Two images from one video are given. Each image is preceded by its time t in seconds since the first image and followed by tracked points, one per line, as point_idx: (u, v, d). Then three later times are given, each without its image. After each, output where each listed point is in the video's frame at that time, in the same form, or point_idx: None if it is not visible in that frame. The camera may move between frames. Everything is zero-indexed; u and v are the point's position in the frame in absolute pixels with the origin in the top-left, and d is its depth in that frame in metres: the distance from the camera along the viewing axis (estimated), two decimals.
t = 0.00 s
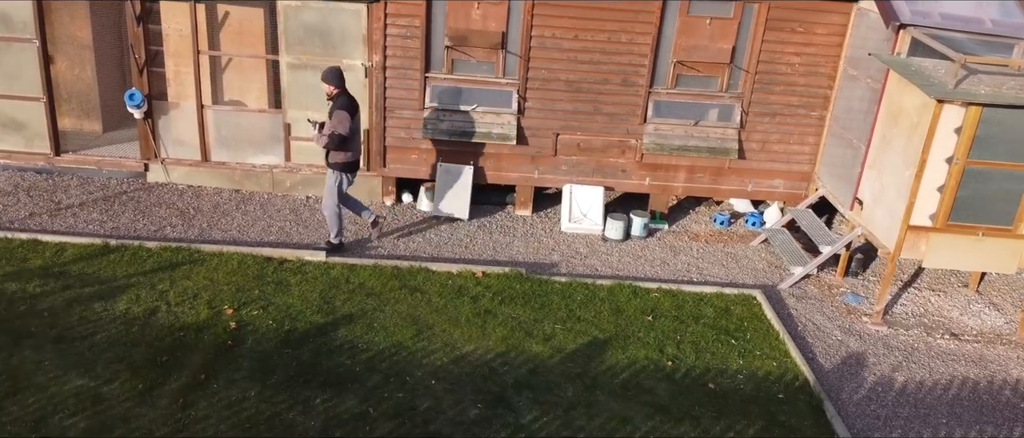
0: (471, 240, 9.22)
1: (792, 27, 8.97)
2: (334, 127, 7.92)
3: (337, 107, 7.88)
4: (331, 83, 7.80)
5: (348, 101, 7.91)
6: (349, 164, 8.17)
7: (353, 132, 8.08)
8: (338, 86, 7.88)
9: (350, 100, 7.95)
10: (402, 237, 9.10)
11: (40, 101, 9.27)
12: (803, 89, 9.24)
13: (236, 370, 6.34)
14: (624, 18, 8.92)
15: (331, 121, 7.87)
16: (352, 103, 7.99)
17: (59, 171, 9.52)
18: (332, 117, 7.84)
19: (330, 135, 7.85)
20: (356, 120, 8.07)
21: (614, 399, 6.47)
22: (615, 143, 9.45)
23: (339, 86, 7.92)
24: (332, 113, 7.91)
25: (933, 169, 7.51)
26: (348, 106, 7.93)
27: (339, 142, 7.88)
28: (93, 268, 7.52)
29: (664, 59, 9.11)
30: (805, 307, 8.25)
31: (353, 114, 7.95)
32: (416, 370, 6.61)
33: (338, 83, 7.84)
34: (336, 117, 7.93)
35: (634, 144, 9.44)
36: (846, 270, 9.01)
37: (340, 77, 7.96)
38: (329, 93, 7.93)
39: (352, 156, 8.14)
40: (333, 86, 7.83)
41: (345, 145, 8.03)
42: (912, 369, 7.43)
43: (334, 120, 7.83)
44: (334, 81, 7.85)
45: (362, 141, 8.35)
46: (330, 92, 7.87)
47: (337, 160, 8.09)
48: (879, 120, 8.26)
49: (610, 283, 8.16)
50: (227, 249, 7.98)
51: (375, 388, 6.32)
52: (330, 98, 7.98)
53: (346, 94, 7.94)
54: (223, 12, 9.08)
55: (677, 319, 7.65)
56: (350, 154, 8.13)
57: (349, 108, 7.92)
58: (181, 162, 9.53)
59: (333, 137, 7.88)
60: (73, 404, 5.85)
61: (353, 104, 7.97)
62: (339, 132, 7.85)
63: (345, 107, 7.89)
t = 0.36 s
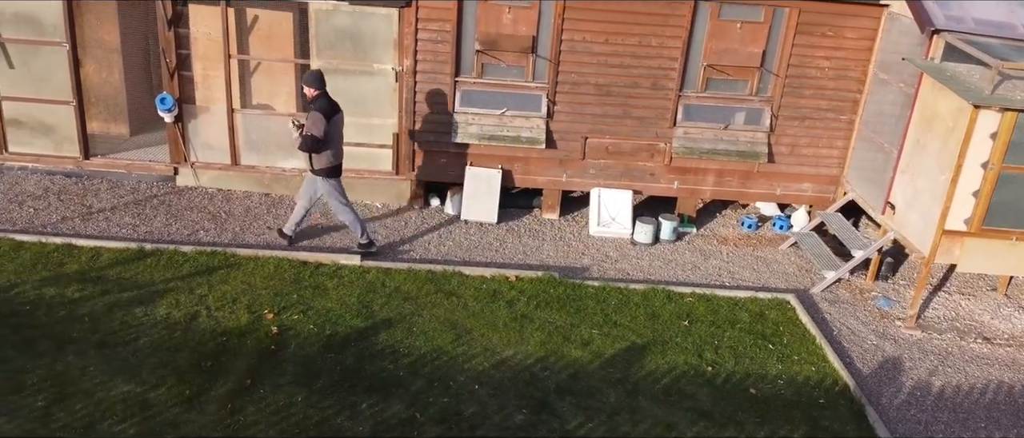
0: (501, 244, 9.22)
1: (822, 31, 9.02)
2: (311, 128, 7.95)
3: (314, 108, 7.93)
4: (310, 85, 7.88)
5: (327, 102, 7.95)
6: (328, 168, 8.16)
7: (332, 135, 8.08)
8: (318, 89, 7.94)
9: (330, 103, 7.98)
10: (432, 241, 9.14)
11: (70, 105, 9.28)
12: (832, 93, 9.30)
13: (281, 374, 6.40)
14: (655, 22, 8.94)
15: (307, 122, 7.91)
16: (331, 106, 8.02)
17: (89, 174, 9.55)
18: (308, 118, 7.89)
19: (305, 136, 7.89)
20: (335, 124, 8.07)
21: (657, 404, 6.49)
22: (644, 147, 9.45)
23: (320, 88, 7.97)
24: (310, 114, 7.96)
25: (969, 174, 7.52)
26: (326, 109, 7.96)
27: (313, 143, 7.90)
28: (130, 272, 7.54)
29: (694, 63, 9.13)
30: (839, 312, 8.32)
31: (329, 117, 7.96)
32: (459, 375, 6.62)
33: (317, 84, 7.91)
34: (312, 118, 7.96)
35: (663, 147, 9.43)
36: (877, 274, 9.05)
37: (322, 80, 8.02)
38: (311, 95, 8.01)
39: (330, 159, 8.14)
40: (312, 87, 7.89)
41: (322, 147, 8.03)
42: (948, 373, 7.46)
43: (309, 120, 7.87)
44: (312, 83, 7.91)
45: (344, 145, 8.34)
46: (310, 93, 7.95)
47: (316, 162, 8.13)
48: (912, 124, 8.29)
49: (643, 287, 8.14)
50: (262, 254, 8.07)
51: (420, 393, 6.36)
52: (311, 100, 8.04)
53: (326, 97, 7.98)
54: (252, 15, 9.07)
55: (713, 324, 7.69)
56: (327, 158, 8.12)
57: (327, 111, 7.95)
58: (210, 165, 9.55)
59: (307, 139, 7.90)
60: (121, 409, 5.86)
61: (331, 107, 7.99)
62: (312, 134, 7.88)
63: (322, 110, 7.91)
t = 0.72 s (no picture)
0: (533, 248, 9.18)
1: (855, 35, 9.05)
2: (294, 123, 7.79)
3: (297, 102, 7.77)
4: (291, 79, 7.71)
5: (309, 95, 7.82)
6: (308, 162, 8.02)
7: (315, 128, 7.96)
8: (299, 82, 7.79)
9: (311, 96, 7.84)
10: (465, 246, 9.16)
11: (103, 109, 9.27)
12: (864, 97, 9.33)
13: (330, 379, 6.44)
14: (688, 26, 8.96)
15: (291, 117, 7.75)
16: (312, 99, 7.89)
17: (121, 178, 9.57)
18: (292, 112, 7.73)
19: (291, 131, 7.74)
20: (318, 117, 7.96)
21: (703, 410, 6.51)
22: (675, 150, 9.44)
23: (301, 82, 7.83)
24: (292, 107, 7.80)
25: (1006, 178, 7.52)
26: (309, 102, 7.82)
27: (299, 138, 7.76)
28: (170, 277, 7.58)
29: (726, 66, 9.16)
30: (874, 316, 8.35)
31: (313, 110, 7.84)
32: (504, 380, 6.62)
33: (297, 78, 7.75)
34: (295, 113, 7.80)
35: (694, 151, 9.43)
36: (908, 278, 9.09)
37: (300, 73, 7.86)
38: (290, 89, 7.84)
39: (312, 154, 8.01)
40: (293, 82, 7.73)
41: (306, 141, 7.90)
42: (987, 377, 7.49)
43: (295, 114, 7.72)
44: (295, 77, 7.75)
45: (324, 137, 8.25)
46: (291, 88, 7.77)
47: (298, 157, 7.97)
48: (947, 129, 8.33)
49: (680, 292, 8.14)
50: (301, 259, 8.14)
51: (468, 398, 6.37)
52: (291, 95, 7.87)
53: (307, 91, 7.84)
54: (284, 20, 9.17)
55: (752, 329, 7.72)
56: (309, 152, 7.99)
57: (310, 104, 7.82)
58: (242, 169, 9.58)
59: (293, 134, 7.75)
60: (174, 415, 5.88)
61: (314, 99, 7.87)
62: (299, 128, 7.74)
63: (306, 103, 7.78)
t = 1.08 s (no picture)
0: (565, 251, 9.16)
1: (887, 39, 9.09)
2: (274, 129, 7.96)
3: (276, 109, 7.94)
4: (269, 86, 7.86)
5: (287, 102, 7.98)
6: (288, 167, 8.16)
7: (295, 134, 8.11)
8: (277, 89, 7.93)
9: (291, 102, 8.00)
10: (498, 249, 9.18)
11: (137, 112, 9.30)
12: (895, 101, 9.38)
13: (379, 383, 6.51)
14: (722, 30, 8.99)
15: (270, 124, 7.92)
16: (292, 105, 8.03)
17: (154, 181, 9.62)
18: (272, 119, 7.90)
19: (269, 137, 7.91)
20: (297, 123, 8.12)
21: (749, 414, 6.56)
22: (706, 154, 9.47)
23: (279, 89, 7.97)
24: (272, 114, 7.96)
25: None
26: (288, 109, 7.98)
27: (277, 144, 7.92)
28: (212, 281, 7.66)
29: (759, 70, 9.21)
30: (909, 319, 8.40)
31: (292, 117, 8.00)
32: (551, 384, 6.63)
33: (276, 85, 7.90)
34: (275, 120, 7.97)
35: (726, 155, 9.47)
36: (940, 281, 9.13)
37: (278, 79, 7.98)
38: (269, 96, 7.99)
39: (293, 159, 8.16)
40: (272, 88, 7.88)
41: (286, 147, 8.05)
42: None
43: (274, 122, 7.89)
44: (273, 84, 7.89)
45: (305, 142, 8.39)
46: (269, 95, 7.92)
47: (278, 163, 8.13)
48: (981, 134, 8.35)
49: (716, 296, 8.17)
50: (340, 262, 8.28)
51: (516, 402, 6.39)
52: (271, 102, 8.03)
53: (286, 97, 7.99)
54: (317, 24, 9.27)
55: (790, 332, 7.78)
56: (289, 157, 8.13)
57: (289, 110, 7.98)
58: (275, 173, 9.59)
59: (272, 140, 7.92)
60: (229, 419, 5.94)
61: (293, 106, 8.02)
62: (278, 136, 7.90)
63: (284, 110, 7.94)
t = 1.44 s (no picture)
0: (599, 253, 9.18)
1: (918, 44, 9.16)
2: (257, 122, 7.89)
3: (263, 102, 7.87)
4: (258, 79, 7.85)
5: (274, 97, 7.88)
6: (278, 162, 8.09)
7: (281, 130, 7.99)
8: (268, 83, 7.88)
9: (278, 98, 7.90)
10: (531, 251, 9.21)
11: (174, 116, 9.40)
12: (925, 104, 9.45)
13: (429, 384, 6.58)
14: (756, 34, 9.06)
15: (254, 116, 7.86)
16: (280, 101, 7.93)
17: (189, 184, 9.71)
18: (256, 112, 7.84)
19: (250, 129, 7.85)
20: (285, 119, 7.99)
21: (796, 417, 6.63)
22: (738, 157, 9.54)
23: (269, 83, 7.91)
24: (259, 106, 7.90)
25: None
26: (275, 104, 7.89)
27: (259, 137, 7.83)
28: (256, 283, 7.81)
29: (791, 74, 9.29)
30: (943, 321, 8.48)
31: (278, 112, 7.89)
32: (598, 386, 6.67)
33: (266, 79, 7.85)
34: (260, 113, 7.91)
35: (757, 158, 9.54)
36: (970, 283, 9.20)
37: (273, 75, 7.98)
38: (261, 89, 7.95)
39: (278, 154, 8.05)
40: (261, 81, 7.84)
41: (271, 142, 7.96)
42: None
43: (257, 114, 7.82)
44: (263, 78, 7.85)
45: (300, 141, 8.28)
46: (259, 87, 7.89)
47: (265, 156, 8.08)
48: (1013, 138, 8.38)
49: (753, 299, 8.25)
50: (380, 264, 8.42)
51: (565, 405, 6.43)
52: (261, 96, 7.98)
53: (275, 91, 7.91)
54: (350, 29, 9.30)
55: (828, 334, 7.86)
56: (275, 152, 8.03)
57: (275, 105, 7.88)
58: (312, 176, 9.94)
59: (254, 133, 7.84)
60: (287, 421, 6.02)
61: (280, 102, 7.91)
62: (257, 128, 7.81)
63: (269, 104, 7.85)
